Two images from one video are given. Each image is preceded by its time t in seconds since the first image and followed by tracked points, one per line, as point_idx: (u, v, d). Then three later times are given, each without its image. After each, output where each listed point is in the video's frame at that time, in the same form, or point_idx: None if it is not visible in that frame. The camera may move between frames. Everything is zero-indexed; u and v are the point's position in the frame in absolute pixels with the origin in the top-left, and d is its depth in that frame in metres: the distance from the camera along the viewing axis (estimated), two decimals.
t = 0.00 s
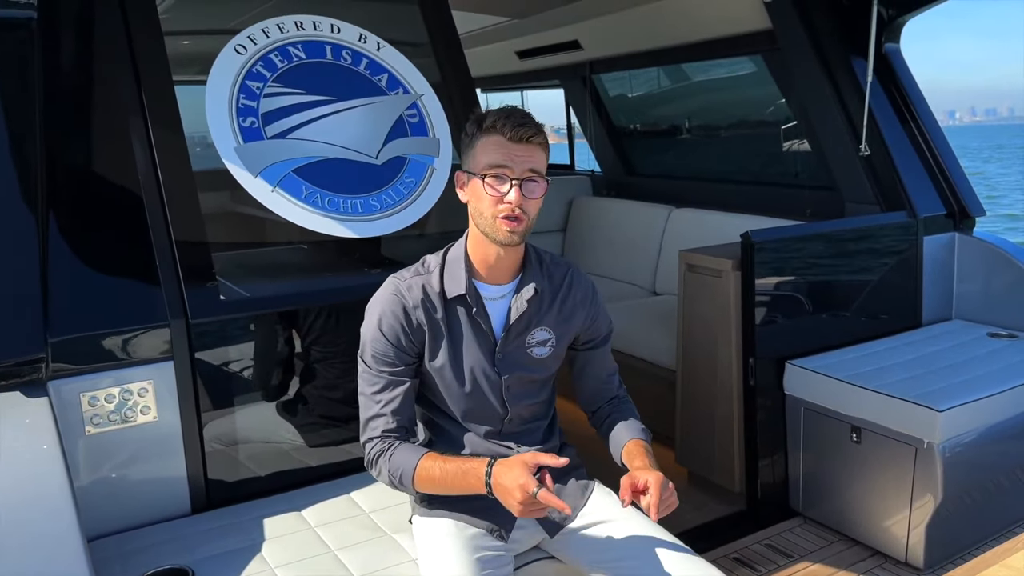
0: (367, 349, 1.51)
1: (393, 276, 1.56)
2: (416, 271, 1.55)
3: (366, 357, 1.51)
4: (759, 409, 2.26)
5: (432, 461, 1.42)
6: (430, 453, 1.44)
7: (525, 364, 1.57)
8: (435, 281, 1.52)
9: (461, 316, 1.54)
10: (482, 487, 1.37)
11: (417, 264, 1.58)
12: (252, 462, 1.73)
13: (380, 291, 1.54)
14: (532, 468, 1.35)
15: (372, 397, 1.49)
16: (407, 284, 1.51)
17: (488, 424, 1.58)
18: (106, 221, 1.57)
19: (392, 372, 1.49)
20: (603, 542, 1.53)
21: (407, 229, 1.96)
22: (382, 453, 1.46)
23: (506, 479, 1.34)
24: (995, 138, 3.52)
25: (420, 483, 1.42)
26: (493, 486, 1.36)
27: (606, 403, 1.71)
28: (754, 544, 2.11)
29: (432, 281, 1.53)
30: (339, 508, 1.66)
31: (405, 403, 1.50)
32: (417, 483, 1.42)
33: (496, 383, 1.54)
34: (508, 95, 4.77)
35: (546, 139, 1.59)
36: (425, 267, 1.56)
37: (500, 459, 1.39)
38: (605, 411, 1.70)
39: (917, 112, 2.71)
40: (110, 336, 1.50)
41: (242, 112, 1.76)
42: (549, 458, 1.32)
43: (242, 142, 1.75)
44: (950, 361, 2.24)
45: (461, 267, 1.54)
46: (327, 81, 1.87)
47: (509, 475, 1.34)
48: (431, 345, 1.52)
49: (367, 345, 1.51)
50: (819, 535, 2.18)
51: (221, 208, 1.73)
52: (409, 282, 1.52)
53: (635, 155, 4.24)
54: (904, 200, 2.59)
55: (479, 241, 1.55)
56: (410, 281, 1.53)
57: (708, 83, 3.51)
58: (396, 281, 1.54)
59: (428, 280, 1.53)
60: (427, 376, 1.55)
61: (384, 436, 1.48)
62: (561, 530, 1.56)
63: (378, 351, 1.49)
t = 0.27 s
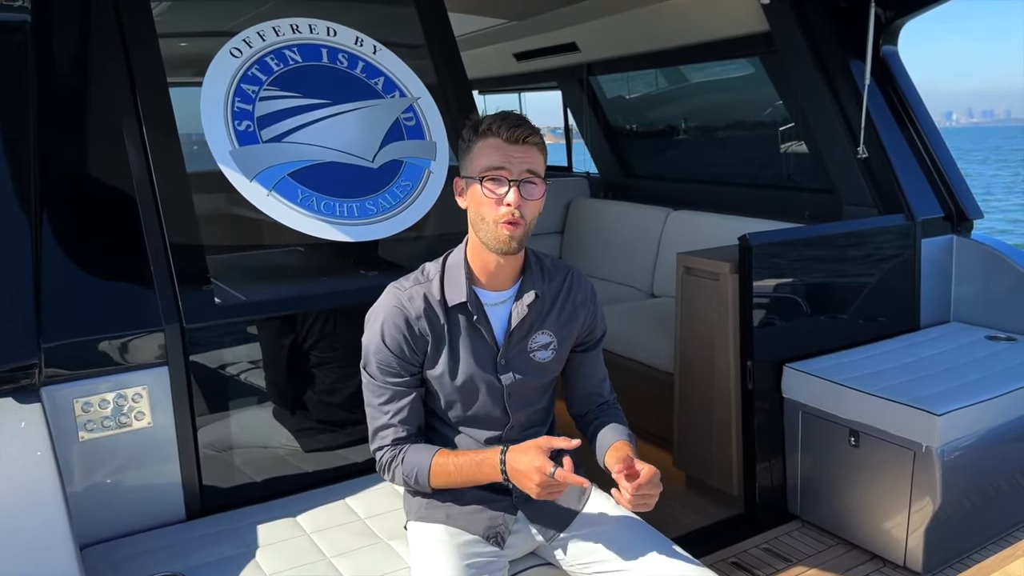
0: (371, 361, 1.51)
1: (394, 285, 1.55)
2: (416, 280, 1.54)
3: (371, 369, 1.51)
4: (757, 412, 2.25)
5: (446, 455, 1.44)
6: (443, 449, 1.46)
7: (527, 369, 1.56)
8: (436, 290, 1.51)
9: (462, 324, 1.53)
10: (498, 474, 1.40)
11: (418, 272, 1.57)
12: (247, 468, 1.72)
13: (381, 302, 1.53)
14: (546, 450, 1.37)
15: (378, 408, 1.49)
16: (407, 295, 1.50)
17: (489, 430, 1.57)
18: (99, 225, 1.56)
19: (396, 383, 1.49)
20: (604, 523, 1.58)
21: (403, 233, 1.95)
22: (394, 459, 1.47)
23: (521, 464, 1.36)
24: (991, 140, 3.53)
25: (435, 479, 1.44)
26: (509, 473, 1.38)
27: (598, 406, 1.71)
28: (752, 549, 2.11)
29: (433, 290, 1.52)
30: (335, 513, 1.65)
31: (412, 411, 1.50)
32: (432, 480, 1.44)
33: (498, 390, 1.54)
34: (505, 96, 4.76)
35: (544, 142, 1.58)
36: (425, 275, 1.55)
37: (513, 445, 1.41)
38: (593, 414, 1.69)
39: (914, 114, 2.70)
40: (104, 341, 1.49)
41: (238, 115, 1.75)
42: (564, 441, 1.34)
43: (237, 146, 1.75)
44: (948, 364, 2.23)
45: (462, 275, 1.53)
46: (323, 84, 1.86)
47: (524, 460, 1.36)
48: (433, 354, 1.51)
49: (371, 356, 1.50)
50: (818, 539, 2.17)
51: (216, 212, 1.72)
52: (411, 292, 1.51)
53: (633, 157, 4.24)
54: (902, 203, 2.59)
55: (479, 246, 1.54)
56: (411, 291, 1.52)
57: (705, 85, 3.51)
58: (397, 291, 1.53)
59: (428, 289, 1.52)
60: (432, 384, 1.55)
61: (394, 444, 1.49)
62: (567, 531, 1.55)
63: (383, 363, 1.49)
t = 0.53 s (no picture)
0: (367, 364, 1.48)
1: (389, 287, 1.52)
2: (412, 281, 1.52)
3: (367, 372, 1.48)
4: (756, 414, 2.23)
5: (446, 448, 1.42)
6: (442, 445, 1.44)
7: (525, 371, 1.54)
8: (434, 291, 1.49)
9: (460, 326, 1.50)
10: (498, 455, 1.38)
11: (414, 273, 1.54)
12: (240, 472, 1.70)
13: (377, 304, 1.50)
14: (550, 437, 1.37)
15: (375, 411, 1.46)
16: (405, 294, 1.48)
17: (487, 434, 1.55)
18: (90, 227, 1.54)
19: (393, 385, 1.46)
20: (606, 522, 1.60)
21: (399, 234, 1.93)
22: (388, 464, 1.44)
23: (525, 439, 1.36)
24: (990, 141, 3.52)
25: (435, 475, 1.41)
26: (510, 452, 1.37)
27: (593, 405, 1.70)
28: (750, 553, 2.09)
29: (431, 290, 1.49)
30: (329, 519, 1.63)
31: (409, 416, 1.47)
32: (431, 476, 1.41)
33: (496, 391, 1.51)
34: (503, 97, 4.74)
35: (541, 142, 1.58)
36: (422, 276, 1.53)
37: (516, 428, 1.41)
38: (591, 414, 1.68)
39: (914, 114, 2.69)
40: (94, 344, 1.47)
41: (231, 115, 1.73)
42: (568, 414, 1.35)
43: (230, 147, 1.73)
44: (949, 366, 2.21)
45: (460, 275, 1.51)
46: (317, 84, 1.84)
47: (527, 436, 1.36)
48: (431, 355, 1.49)
49: (367, 358, 1.47)
50: (817, 542, 2.15)
51: (209, 213, 1.70)
52: (408, 292, 1.49)
53: (631, 157, 4.22)
54: (902, 203, 2.57)
55: (477, 246, 1.51)
56: (408, 292, 1.49)
57: (704, 85, 3.49)
58: (394, 291, 1.50)
59: (427, 290, 1.49)
60: (428, 387, 1.52)
61: (389, 450, 1.45)
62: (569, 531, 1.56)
63: (379, 365, 1.46)
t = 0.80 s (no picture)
0: (364, 361, 1.46)
1: (390, 282, 1.50)
2: (413, 278, 1.50)
3: (363, 369, 1.47)
4: (756, 415, 2.22)
5: (419, 465, 1.40)
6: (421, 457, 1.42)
7: (529, 368, 1.54)
8: (434, 290, 1.47)
9: (463, 323, 1.49)
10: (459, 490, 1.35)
11: (414, 270, 1.52)
12: (239, 472, 1.69)
13: (377, 300, 1.48)
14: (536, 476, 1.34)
15: (369, 409, 1.45)
16: (405, 293, 1.46)
17: (488, 433, 1.54)
18: (87, 225, 1.53)
19: (389, 385, 1.45)
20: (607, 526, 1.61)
21: (398, 234, 1.92)
22: (375, 462, 1.45)
23: (482, 482, 1.32)
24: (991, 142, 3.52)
25: (408, 489, 1.40)
26: (469, 488, 1.33)
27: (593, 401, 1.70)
28: (751, 553, 2.08)
29: (432, 289, 1.47)
30: (327, 520, 1.62)
31: (401, 416, 1.46)
32: (406, 488, 1.40)
33: (498, 390, 1.50)
34: (503, 95, 4.73)
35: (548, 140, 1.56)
36: (423, 272, 1.51)
37: (479, 463, 1.36)
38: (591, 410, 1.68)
39: (916, 113, 2.68)
40: (92, 343, 1.46)
41: (229, 113, 1.72)
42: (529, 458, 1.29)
43: (228, 145, 1.72)
44: (950, 367, 2.21)
45: (461, 273, 1.50)
46: (317, 82, 1.83)
47: (485, 479, 1.32)
48: (430, 354, 1.47)
49: (365, 356, 1.46)
50: (818, 543, 2.15)
51: (208, 212, 1.69)
52: (408, 291, 1.47)
53: (631, 156, 4.21)
54: (904, 203, 2.56)
55: (481, 242, 1.50)
56: (408, 290, 1.47)
57: (704, 85, 3.48)
58: (394, 288, 1.48)
59: (427, 288, 1.47)
60: (426, 386, 1.51)
61: (378, 447, 1.46)
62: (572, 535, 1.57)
63: (376, 364, 1.44)
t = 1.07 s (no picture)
0: (359, 357, 1.47)
1: (390, 280, 1.51)
2: (413, 277, 1.50)
3: (357, 365, 1.48)
4: (756, 414, 2.23)
5: (400, 469, 1.40)
6: (403, 460, 1.42)
7: (530, 370, 1.53)
8: (432, 291, 1.47)
9: (462, 324, 1.49)
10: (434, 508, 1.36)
11: (415, 269, 1.52)
12: (240, 469, 1.69)
13: (376, 297, 1.48)
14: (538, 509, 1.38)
15: (362, 402, 1.47)
16: (402, 292, 1.46)
17: (487, 435, 1.53)
18: (89, 222, 1.53)
19: (381, 381, 1.46)
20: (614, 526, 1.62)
21: (400, 232, 1.92)
22: (362, 454, 1.46)
23: (455, 504, 1.32)
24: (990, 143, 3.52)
25: (389, 489, 1.40)
26: (442, 503, 1.34)
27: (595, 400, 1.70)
28: (750, 552, 2.08)
29: (430, 288, 1.48)
30: (328, 518, 1.63)
31: (391, 413, 1.47)
32: (386, 488, 1.41)
33: (498, 392, 1.50)
34: (503, 92, 4.73)
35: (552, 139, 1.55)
36: (423, 272, 1.51)
37: (455, 481, 1.36)
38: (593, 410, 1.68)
39: (917, 113, 2.68)
40: (93, 341, 1.46)
41: (231, 111, 1.72)
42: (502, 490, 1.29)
43: (230, 143, 1.71)
44: (950, 367, 2.21)
45: (462, 274, 1.50)
46: (319, 80, 1.83)
47: (458, 502, 1.32)
48: (424, 355, 1.47)
49: (360, 352, 1.47)
50: (817, 542, 2.15)
51: (209, 209, 1.69)
52: (406, 291, 1.47)
53: (632, 155, 4.21)
54: (905, 203, 2.56)
55: (482, 241, 1.50)
56: (406, 290, 1.47)
57: (704, 83, 3.48)
58: (393, 287, 1.48)
59: (425, 287, 1.48)
60: (421, 386, 1.51)
61: (366, 440, 1.47)
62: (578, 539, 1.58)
63: (371, 361, 1.45)
